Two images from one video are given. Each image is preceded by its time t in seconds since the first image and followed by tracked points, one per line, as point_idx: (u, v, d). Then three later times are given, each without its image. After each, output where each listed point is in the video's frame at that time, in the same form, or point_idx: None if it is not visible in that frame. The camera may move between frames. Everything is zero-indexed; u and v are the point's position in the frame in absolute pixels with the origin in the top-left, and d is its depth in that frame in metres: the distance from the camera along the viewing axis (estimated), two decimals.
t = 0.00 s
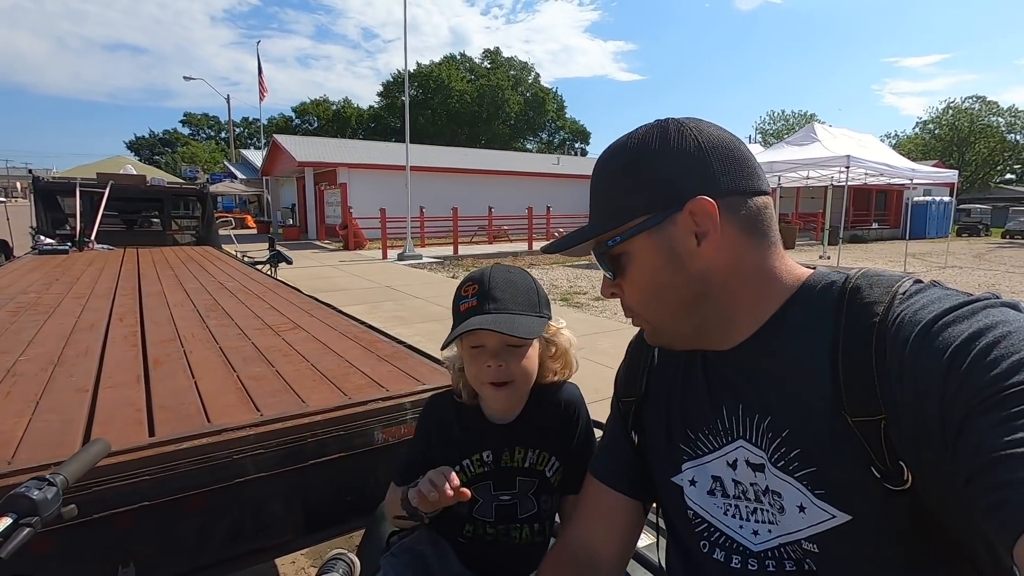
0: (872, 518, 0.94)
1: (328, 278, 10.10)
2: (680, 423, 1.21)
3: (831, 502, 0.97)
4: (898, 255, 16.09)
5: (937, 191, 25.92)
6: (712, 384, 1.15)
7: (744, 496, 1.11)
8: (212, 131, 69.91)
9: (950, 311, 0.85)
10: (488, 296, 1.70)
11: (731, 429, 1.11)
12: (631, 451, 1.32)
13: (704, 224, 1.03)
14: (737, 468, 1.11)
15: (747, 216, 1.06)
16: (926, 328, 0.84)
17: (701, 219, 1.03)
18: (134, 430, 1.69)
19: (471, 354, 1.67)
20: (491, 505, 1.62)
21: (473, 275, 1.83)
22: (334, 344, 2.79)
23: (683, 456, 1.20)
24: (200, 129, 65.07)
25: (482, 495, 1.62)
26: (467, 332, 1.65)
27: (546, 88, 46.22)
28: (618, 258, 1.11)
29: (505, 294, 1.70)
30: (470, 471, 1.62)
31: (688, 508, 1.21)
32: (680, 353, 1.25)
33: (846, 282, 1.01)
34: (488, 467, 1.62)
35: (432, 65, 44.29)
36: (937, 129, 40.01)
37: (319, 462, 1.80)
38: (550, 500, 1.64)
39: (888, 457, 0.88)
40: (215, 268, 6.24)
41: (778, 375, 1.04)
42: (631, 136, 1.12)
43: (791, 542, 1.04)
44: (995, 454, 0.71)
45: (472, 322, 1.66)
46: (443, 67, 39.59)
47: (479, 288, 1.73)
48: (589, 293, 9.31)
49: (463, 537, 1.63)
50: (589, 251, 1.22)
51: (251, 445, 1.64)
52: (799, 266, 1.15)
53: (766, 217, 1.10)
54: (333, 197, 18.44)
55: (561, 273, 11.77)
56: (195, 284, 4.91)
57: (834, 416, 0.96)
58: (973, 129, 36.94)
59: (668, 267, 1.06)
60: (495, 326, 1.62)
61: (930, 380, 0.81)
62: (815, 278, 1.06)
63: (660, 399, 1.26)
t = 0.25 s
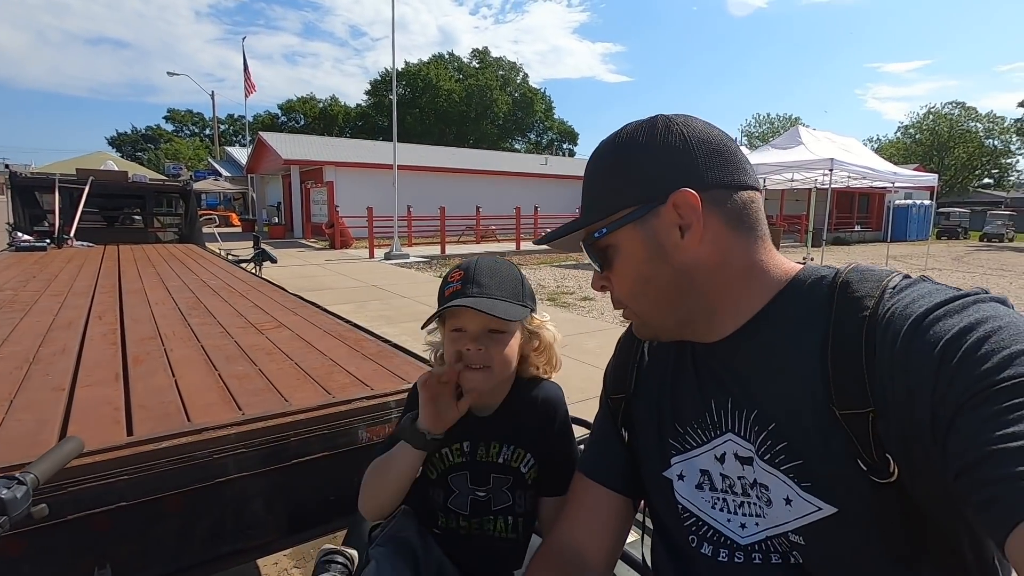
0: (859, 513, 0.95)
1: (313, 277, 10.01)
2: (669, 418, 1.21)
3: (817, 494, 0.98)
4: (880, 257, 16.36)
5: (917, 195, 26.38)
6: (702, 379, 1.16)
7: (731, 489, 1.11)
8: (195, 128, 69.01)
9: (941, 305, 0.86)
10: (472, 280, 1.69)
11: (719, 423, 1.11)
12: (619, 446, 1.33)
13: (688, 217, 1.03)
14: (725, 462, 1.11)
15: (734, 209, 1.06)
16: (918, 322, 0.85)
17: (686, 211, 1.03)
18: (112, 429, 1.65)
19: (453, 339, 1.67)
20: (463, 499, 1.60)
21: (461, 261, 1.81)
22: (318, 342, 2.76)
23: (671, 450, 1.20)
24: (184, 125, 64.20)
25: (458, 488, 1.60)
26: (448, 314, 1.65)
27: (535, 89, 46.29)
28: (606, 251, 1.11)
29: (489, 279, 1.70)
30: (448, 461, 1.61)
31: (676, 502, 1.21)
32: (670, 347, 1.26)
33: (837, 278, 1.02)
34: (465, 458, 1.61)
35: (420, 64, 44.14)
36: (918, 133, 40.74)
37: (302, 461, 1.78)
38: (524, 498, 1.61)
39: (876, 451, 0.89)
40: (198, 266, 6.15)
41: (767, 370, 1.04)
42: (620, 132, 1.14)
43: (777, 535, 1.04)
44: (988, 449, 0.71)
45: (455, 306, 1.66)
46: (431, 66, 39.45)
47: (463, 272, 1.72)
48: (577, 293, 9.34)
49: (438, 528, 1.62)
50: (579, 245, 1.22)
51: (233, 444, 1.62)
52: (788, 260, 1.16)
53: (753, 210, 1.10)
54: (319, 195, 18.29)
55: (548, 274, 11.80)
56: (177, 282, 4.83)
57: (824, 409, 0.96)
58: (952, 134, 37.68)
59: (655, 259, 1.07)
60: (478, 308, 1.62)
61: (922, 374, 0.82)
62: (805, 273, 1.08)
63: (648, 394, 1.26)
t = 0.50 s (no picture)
0: (835, 500, 0.97)
1: (304, 276, 9.97)
2: (654, 407, 1.23)
3: (794, 481, 1.00)
4: (866, 259, 16.58)
5: (903, 197, 26.73)
6: (686, 370, 1.18)
7: (713, 477, 1.12)
8: (183, 126, 68.36)
9: (914, 298, 0.88)
10: (476, 284, 1.72)
11: (702, 413, 1.13)
12: (607, 436, 1.34)
13: (671, 212, 1.05)
14: (707, 450, 1.13)
15: (716, 204, 1.08)
16: (891, 314, 0.88)
17: (670, 207, 1.05)
18: (98, 427, 1.64)
19: (453, 340, 1.69)
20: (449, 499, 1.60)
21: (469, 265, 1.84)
22: (308, 341, 2.75)
23: (656, 439, 1.22)
24: (171, 124, 63.58)
25: (445, 487, 1.60)
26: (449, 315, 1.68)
27: (526, 90, 46.36)
28: (593, 245, 1.14)
29: (492, 284, 1.72)
30: (438, 460, 1.62)
31: (660, 490, 1.22)
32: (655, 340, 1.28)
33: (815, 272, 1.04)
34: (453, 457, 1.62)
35: (411, 64, 44.07)
36: (904, 137, 41.30)
37: (291, 459, 1.78)
38: (508, 504, 1.57)
39: (850, 438, 0.92)
40: (186, 265, 6.10)
41: (748, 361, 1.06)
42: (605, 128, 1.16)
43: (756, 521, 1.06)
44: (953, 434, 0.74)
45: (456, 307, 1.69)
46: (422, 67, 39.43)
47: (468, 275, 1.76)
48: (567, 293, 9.38)
49: (426, 522, 1.62)
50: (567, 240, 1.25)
51: (221, 441, 1.62)
52: (770, 255, 1.18)
53: (736, 204, 1.12)
54: (309, 195, 18.20)
55: (538, 274, 11.83)
56: (165, 281, 4.79)
57: (800, 399, 0.99)
58: (937, 138, 38.23)
59: (638, 253, 1.09)
60: (479, 310, 1.64)
61: (894, 364, 0.84)
62: (785, 268, 1.10)
63: (634, 385, 1.28)
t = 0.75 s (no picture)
0: (829, 499, 0.98)
1: (296, 275, 9.92)
2: (650, 408, 1.23)
3: (790, 481, 1.01)
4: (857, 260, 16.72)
5: (893, 199, 26.98)
6: (682, 370, 1.18)
7: (710, 477, 1.13)
8: (175, 124, 67.84)
9: (908, 297, 0.89)
10: (474, 292, 1.72)
11: (698, 414, 1.13)
12: (603, 436, 1.34)
13: (666, 214, 1.05)
14: (704, 450, 1.13)
15: (710, 205, 1.09)
16: (886, 314, 0.88)
17: (664, 209, 1.05)
18: (90, 426, 1.63)
19: (454, 349, 1.67)
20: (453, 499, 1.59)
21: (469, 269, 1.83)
22: (302, 340, 2.74)
23: (652, 440, 1.22)
24: (162, 121, 63.07)
25: (448, 488, 1.60)
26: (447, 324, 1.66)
27: (520, 90, 46.38)
28: (587, 248, 1.14)
29: (490, 292, 1.71)
30: (442, 459, 1.62)
31: (656, 490, 1.23)
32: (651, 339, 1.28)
33: (810, 271, 1.05)
34: (458, 457, 1.61)
35: (405, 63, 43.97)
36: (894, 139, 41.68)
37: (285, 458, 1.77)
38: (513, 507, 1.56)
39: (845, 438, 0.92)
40: (177, 263, 6.05)
41: (743, 361, 1.07)
42: (597, 130, 1.15)
43: (751, 521, 1.07)
44: (948, 434, 0.74)
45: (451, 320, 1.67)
46: (416, 66, 39.36)
47: (466, 282, 1.75)
48: (561, 293, 9.40)
49: (427, 523, 1.62)
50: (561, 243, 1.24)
51: (215, 440, 1.61)
52: (764, 254, 1.19)
53: (729, 205, 1.12)
54: (302, 194, 18.12)
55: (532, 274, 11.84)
56: (157, 279, 4.75)
57: (796, 399, 0.99)
58: (927, 140, 38.60)
59: (633, 256, 1.09)
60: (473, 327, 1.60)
61: (888, 364, 0.85)
62: (779, 267, 1.11)
63: (630, 384, 1.28)
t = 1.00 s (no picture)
0: (829, 500, 0.98)
1: (291, 274, 9.88)
2: (650, 409, 1.23)
3: (790, 482, 1.01)
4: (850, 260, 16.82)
5: (886, 200, 27.16)
6: (682, 371, 1.18)
7: (710, 478, 1.13)
8: (168, 121, 67.34)
9: (908, 298, 0.89)
10: (475, 293, 1.70)
11: (699, 415, 1.13)
12: (603, 436, 1.34)
13: (667, 216, 1.05)
14: (704, 451, 1.13)
15: (708, 205, 1.09)
16: (887, 315, 0.88)
17: (665, 211, 1.05)
18: (83, 425, 1.61)
19: (457, 352, 1.65)
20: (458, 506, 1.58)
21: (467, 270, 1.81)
22: (297, 339, 2.72)
23: (652, 441, 1.22)
24: (155, 118, 62.59)
25: (453, 493, 1.58)
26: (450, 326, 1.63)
27: (516, 89, 46.33)
28: (586, 254, 1.13)
29: (491, 292, 1.70)
30: (445, 466, 1.60)
31: (657, 491, 1.23)
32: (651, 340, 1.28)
33: (811, 271, 1.05)
34: (462, 463, 1.60)
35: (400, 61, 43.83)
36: (887, 140, 41.95)
37: (281, 458, 1.76)
38: (518, 511, 1.56)
39: (846, 439, 0.93)
40: (170, 261, 6.01)
41: (744, 361, 1.07)
42: (592, 134, 1.15)
43: (752, 522, 1.07)
44: (950, 437, 0.74)
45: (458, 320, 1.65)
46: (411, 64, 39.23)
47: (467, 284, 1.73)
48: (556, 292, 9.40)
49: (428, 527, 1.61)
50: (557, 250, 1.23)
51: (210, 440, 1.59)
52: (763, 253, 1.19)
53: (727, 205, 1.12)
54: (297, 191, 18.03)
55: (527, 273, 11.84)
56: (150, 277, 4.72)
57: (797, 400, 1.00)
58: (920, 141, 38.86)
59: (634, 259, 1.08)
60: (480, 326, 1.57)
61: (890, 365, 0.85)
62: (779, 268, 1.11)
63: (630, 384, 1.28)
